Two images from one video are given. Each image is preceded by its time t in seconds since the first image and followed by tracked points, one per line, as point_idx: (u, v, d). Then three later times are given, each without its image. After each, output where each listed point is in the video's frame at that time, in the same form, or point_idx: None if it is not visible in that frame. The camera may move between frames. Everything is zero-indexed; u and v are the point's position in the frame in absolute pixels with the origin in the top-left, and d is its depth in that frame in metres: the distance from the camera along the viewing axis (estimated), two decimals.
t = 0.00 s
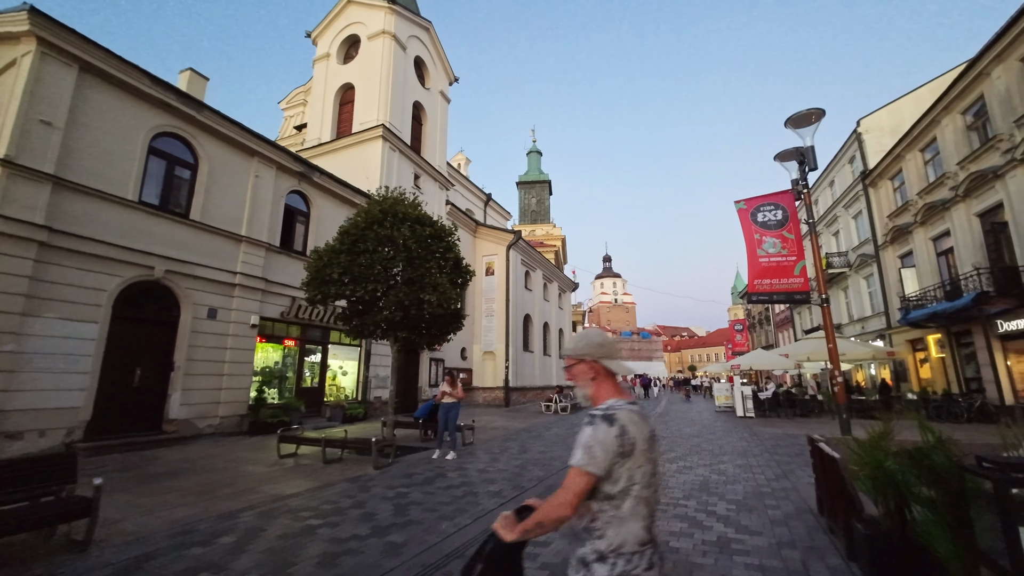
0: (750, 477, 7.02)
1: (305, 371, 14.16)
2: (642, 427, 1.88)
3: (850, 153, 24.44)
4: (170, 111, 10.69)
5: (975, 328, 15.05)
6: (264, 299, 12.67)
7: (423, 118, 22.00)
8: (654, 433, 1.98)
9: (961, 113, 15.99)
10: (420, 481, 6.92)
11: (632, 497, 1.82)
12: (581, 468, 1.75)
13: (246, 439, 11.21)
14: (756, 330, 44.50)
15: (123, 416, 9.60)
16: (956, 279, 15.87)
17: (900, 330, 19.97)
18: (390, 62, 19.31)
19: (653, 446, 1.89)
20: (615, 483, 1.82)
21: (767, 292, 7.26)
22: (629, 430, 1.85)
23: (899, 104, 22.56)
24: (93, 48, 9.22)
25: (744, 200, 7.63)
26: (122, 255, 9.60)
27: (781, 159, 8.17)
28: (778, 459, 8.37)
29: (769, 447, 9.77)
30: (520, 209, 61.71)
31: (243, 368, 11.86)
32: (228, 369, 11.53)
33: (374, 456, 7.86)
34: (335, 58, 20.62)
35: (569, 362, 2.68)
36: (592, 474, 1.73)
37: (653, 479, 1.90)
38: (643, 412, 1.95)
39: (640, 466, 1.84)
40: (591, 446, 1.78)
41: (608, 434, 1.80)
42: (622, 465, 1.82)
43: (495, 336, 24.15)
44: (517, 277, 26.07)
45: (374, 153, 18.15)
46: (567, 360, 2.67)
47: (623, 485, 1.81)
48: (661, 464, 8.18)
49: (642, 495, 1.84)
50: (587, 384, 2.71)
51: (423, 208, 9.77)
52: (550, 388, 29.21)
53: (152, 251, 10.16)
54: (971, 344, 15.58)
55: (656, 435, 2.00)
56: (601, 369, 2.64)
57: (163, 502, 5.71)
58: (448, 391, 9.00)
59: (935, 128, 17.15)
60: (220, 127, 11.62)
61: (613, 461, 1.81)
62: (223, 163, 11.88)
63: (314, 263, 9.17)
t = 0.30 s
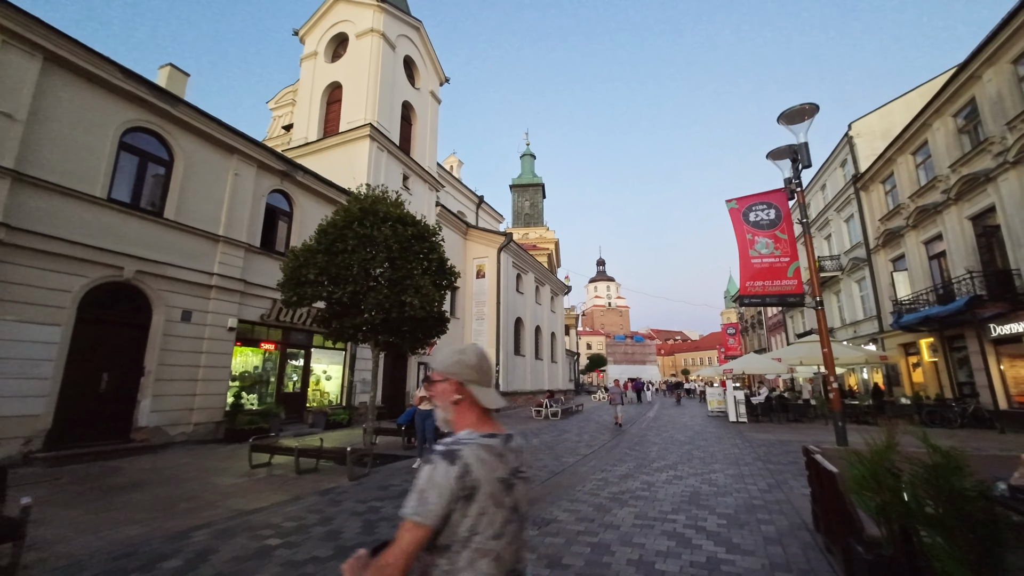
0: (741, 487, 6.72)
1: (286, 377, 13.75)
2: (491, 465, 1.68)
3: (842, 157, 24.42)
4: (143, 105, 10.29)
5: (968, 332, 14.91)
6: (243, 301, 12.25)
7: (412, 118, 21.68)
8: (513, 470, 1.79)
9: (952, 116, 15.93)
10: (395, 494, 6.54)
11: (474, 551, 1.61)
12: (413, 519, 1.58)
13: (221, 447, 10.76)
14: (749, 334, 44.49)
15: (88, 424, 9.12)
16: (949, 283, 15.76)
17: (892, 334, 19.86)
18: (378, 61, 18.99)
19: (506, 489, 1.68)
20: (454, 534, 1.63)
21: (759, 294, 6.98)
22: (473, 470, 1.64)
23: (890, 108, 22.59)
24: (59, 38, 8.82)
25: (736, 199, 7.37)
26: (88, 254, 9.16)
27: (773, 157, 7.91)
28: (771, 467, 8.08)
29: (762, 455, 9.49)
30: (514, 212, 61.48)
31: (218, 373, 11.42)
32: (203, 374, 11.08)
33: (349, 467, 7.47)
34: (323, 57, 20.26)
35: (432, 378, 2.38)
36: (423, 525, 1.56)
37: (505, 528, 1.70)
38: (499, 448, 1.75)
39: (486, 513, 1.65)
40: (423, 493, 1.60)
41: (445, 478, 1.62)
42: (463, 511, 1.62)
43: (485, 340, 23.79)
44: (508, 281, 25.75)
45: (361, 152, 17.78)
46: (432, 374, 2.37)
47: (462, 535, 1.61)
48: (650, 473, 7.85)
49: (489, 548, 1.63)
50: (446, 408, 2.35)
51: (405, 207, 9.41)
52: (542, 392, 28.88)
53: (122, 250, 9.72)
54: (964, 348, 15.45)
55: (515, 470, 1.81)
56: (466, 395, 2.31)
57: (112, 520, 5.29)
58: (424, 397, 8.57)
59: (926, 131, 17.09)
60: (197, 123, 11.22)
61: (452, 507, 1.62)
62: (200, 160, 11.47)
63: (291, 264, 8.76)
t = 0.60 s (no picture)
0: (737, 493, 6.41)
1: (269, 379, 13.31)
2: (304, 470, 1.55)
3: (835, 157, 24.37)
4: (116, 95, 9.88)
5: (964, 332, 14.74)
6: (223, 301, 11.82)
7: (403, 116, 21.33)
8: (350, 475, 1.65)
9: (946, 115, 15.82)
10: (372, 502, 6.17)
11: (276, 569, 1.49)
12: (203, 528, 1.52)
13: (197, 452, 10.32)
14: (744, 336, 44.40)
15: (52, 429, 8.66)
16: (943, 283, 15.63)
17: (886, 335, 19.73)
18: (367, 57, 18.62)
19: (330, 493, 1.57)
20: (261, 547, 1.52)
21: (755, 290, 6.69)
22: (282, 474, 1.55)
23: (883, 109, 22.55)
24: (24, 22, 8.40)
25: (731, 192, 7.08)
26: (54, 250, 8.71)
27: (769, 150, 7.65)
28: (767, 471, 7.79)
29: (758, 458, 9.21)
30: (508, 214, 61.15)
31: (195, 376, 11.00)
32: (178, 376, 10.63)
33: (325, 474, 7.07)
34: (310, 53, 19.88)
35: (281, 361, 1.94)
36: (216, 534, 1.50)
37: (333, 541, 1.59)
38: (326, 451, 1.60)
39: (302, 520, 1.54)
40: (220, 500, 1.52)
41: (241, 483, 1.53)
42: (266, 519, 1.53)
43: (477, 342, 23.43)
44: (501, 281, 25.39)
45: (349, 149, 17.39)
46: (280, 358, 1.93)
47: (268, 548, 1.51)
48: (642, 478, 7.53)
49: (302, 566, 1.51)
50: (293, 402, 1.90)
51: (388, 202, 9.03)
52: (535, 395, 28.52)
53: (91, 247, 9.28)
54: (959, 348, 15.30)
55: (352, 474, 1.67)
56: (317, 382, 1.89)
57: (59, 533, 4.88)
58: (405, 399, 8.29)
59: (920, 131, 16.99)
60: (173, 115, 10.81)
61: (259, 512, 1.54)
62: (177, 154, 11.05)
63: (267, 260, 8.33)
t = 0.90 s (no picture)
0: (735, 502, 6.08)
1: (251, 382, 12.88)
2: (36, 521, 1.35)
3: (830, 158, 24.24)
4: (87, 86, 9.47)
5: (962, 333, 14.51)
6: (202, 301, 11.39)
7: (394, 113, 20.96)
8: (113, 526, 1.39)
9: (943, 114, 15.66)
10: (347, 514, 5.79)
11: None
12: None
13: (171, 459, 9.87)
14: (739, 337, 44.30)
15: (14, 436, 8.19)
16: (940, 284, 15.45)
17: (882, 336, 19.53)
18: (357, 53, 18.26)
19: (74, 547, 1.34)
20: None
21: (753, 288, 6.38)
22: (8, 528, 1.35)
23: (877, 109, 22.45)
24: None
25: (728, 186, 6.78)
26: (18, 247, 8.28)
27: (765, 143, 7.37)
28: (764, 478, 7.48)
29: (754, 463, 8.91)
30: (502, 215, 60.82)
31: (171, 379, 10.57)
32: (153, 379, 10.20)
33: (300, 483, 6.65)
34: (299, 49, 19.49)
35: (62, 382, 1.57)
36: None
37: None
38: (74, 496, 1.37)
39: None
40: None
41: None
42: None
43: (469, 344, 23.07)
44: (494, 282, 25.04)
45: (337, 146, 17.01)
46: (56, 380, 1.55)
47: None
48: (636, 486, 7.17)
49: None
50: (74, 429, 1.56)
51: (372, 196, 8.64)
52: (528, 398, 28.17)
53: (60, 244, 8.84)
54: (957, 350, 15.09)
55: (117, 524, 1.40)
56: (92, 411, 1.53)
57: None
58: (386, 403, 7.89)
59: (916, 130, 16.83)
60: (149, 108, 10.40)
61: None
62: (153, 148, 10.64)
63: (243, 257, 7.95)
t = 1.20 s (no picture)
0: (732, 509, 5.74)
1: (233, 384, 12.48)
2: None
3: (827, 156, 24.05)
4: (56, 74, 9.06)
5: (963, 332, 14.25)
6: (180, 299, 10.97)
7: (385, 109, 20.57)
8: None
9: (941, 110, 15.42)
10: (319, 523, 5.41)
11: None
12: None
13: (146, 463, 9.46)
14: (735, 337, 44.10)
15: None
16: (939, 282, 15.22)
17: (879, 336, 19.28)
18: (346, 46, 17.89)
19: None
20: None
21: (751, 282, 6.05)
22: None
23: (874, 107, 22.27)
24: None
25: (725, 175, 6.46)
26: None
27: (763, 132, 7.05)
28: (762, 482, 7.15)
29: (751, 466, 8.60)
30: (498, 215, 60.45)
31: (146, 380, 10.15)
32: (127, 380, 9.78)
33: (273, 489, 6.26)
34: (288, 43, 19.10)
35: None
36: None
37: None
38: None
39: None
40: None
41: None
42: None
43: (462, 344, 22.71)
44: (487, 281, 24.68)
45: (326, 142, 16.63)
46: None
47: None
48: (628, 492, 6.81)
49: None
50: None
51: (354, 189, 8.27)
52: (523, 399, 27.82)
53: (25, 238, 8.41)
54: (956, 349, 14.85)
55: None
56: None
57: None
58: (365, 405, 7.52)
59: (914, 127, 16.61)
60: (124, 98, 9.99)
61: None
62: (129, 139, 10.23)
63: (215, 251, 7.55)
